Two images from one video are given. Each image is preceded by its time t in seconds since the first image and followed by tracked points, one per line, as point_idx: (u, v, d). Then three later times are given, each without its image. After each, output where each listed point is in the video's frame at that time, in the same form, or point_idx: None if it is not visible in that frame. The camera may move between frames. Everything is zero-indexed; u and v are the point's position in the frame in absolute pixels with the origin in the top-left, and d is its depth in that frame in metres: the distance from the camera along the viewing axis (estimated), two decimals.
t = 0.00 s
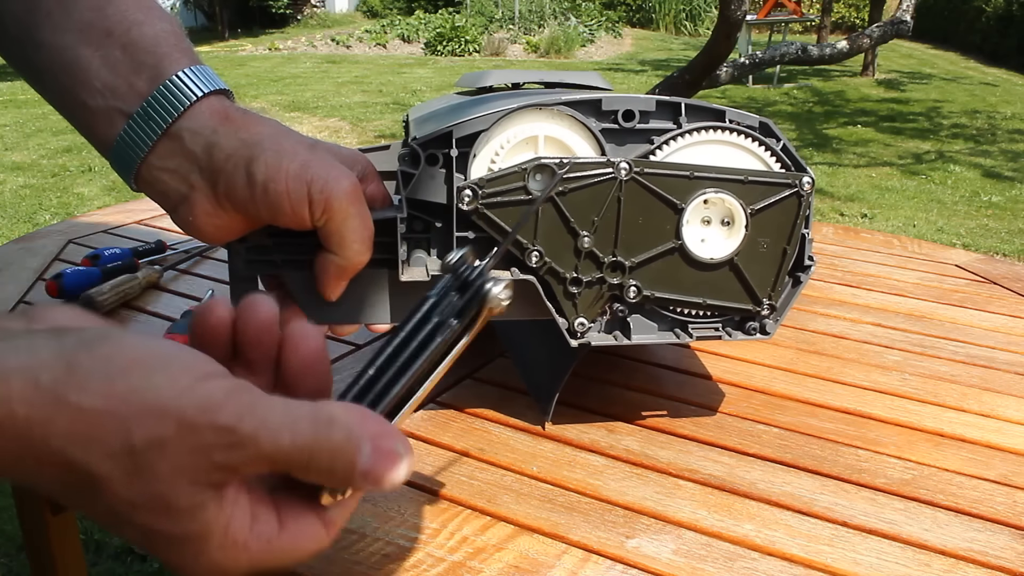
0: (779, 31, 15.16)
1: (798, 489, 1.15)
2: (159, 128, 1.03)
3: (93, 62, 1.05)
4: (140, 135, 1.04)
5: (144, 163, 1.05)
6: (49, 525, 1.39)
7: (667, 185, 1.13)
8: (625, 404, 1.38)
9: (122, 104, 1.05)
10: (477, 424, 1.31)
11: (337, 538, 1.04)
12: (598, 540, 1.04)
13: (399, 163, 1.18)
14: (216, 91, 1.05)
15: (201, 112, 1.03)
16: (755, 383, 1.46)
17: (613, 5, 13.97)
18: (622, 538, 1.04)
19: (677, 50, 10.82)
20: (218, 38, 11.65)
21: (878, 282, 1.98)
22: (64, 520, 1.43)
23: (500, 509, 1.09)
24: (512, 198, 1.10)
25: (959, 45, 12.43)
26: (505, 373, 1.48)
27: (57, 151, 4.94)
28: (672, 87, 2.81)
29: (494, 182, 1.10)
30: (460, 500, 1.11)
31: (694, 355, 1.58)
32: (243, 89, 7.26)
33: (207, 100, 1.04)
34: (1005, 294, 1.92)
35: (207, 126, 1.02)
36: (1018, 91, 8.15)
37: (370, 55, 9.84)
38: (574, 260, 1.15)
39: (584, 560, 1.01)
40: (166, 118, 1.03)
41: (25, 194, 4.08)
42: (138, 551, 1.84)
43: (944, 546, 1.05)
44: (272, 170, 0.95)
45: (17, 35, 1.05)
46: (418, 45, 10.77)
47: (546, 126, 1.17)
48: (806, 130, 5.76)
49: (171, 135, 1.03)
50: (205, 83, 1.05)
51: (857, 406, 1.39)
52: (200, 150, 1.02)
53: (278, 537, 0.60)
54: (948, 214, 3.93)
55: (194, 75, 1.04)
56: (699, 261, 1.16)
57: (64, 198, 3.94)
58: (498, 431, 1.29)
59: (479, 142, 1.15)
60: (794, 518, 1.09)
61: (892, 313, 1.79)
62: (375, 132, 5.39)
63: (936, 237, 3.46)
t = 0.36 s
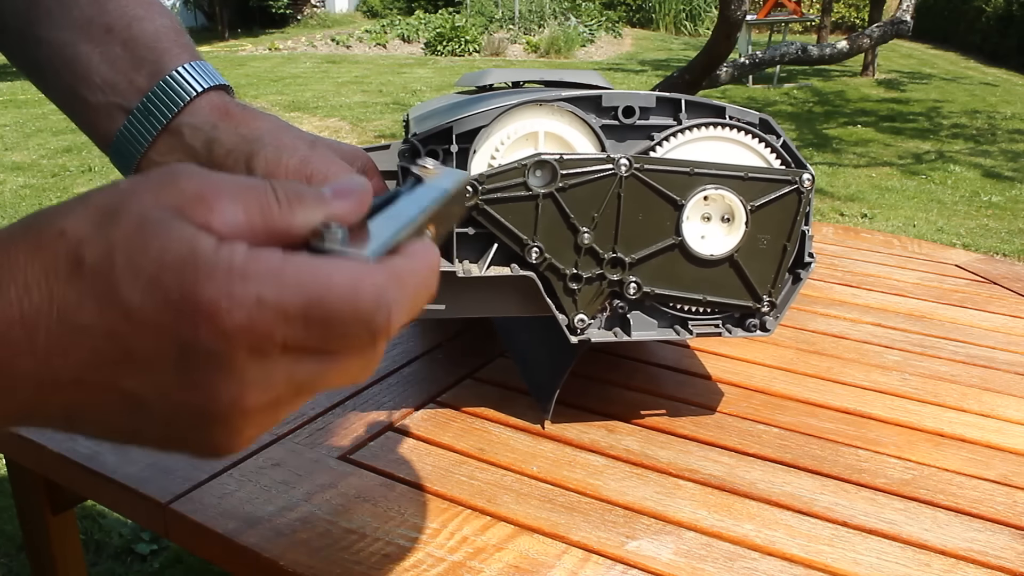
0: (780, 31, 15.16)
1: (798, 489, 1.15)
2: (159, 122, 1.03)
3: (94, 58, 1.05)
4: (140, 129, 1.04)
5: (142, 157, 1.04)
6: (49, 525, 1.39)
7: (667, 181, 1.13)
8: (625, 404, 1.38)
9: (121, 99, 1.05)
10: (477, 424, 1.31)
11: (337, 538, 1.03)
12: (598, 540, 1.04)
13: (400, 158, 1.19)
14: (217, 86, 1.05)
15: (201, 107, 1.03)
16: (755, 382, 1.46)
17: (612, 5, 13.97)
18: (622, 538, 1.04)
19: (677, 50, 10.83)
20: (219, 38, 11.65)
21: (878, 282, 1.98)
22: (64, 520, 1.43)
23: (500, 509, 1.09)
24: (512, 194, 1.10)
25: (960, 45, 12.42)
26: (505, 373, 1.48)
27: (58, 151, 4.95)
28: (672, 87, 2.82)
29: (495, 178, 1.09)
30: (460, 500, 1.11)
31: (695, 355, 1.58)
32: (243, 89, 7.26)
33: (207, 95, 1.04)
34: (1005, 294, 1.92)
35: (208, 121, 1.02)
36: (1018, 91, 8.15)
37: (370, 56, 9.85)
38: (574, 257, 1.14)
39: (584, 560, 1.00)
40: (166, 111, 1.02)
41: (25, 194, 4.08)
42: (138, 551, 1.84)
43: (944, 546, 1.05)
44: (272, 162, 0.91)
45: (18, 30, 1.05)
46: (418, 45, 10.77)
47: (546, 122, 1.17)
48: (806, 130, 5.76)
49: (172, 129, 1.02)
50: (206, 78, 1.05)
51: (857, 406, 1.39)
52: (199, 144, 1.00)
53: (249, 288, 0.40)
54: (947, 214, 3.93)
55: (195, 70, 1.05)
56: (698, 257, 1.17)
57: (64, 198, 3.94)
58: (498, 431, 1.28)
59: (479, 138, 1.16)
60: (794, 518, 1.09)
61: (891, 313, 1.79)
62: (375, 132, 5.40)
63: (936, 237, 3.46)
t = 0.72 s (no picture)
0: (780, 31, 15.13)
1: (798, 489, 1.15)
2: (156, 126, 1.03)
3: (93, 61, 1.05)
4: (136, 134, 1.03)
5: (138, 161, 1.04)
6: (49, 525, 1.39)
7: (663, 187, 1.13)
8: (625, 404, 1.38)
9: (120, 104, 1.05)
10: (477, 424, 1.31)
11: (337, 538, 1.03)
12: (598, 540, 1.04)
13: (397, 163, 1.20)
14: (214, 91, 1.06)
15: (199, 113, 1.04)
16: (755, 383, 1.46)
17: (612, 5, 13.96)
18: (622, 538, 1.04)
19: (677, 50, 10.82)
20: (219, 38, 11.65)
21: (878, 282, 1.98)
22: (64, 520, 1.43)
23: (500, 509, 1.09)
24: (508, 200, 1.10)
25: (960, 45, 12.41)
26: (505, 373, 1.48)
27: (58, 150, 4.94)
28: (672, 87, 2.81)
29: (490, 184, 1.09)
30: (460, 500, 1.11)
31: (694, 355, 1.58)
32: (243, 89, 7.25)
33: (205, 100, 1.05)
34: (1005, 294, 1.92)
35: (205, 127, 1.03)
36: (1018, 91, 8.14)
37: (370, 55, 9.85)
38: (570, 262, 1.14)
39: (584, 560, 1.00)
40: (164, 116, 1.02)
41: (25, 194, 4.08)
42: (138, 551, 1.84)
43: (944, 546, 1.05)
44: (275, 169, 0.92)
45: (18, 32, 1.05)
46: (418, 45, 10.76)
47: (543, 127, 1.17)
48: (806, 130, 5.76)
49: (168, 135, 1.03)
50: (204, 83, 1.05)
51: (857, 406, 1.39)
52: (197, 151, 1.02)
53: (287, 229, 0.43)
54: (948, 214, 3.93)
55: (192, 75, 1.05)
56: (694, 262, 1.16)
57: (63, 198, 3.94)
58: (498, 431, 1.28)
59: (475, 144, 1.16)
60: (794, 518, 1.09)
61: (891, 313, 1.79)
62: (375, 132, 5.40)
63: (936, 237, 3.46)
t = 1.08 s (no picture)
0: (780, 30, 15.13)
1: (798, 489, 1.15)
2: (156, 126, 1.02)
3: (93, 62, 1.05)
4: (136, 134, 1.03)
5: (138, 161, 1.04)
6: (49, 525, 1.39)
7: (662, 186, 1.13)
8: (625, 404, 1.38)
9: (120, 104, 1.05)
10: (477, 424, 1.31)
11: (337, 538, 1.03)
12: (597, 540, 1.04)
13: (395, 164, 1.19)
14: (212, 91, 1.06)
15: (198, 112, 1.03)
16: (755, 382, 1.46)
17: (612, 5, 13.96)
18: (622, 538, 1.04)
19: (677, 50, 10.83)
20: (219, 38, 11.64)
21: (879, 282, 1.98)
22: (65, 520, 1.43)
23: (500, 509, 1.09)
24: (508, 199, 1.09)
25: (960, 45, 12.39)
26: (504, 373, 1.48)
27: (58, 151, 4.94)
28: (672, 88, 2.81)
29: (490, 183, 1.09)
30: (460, 500, 1.11)
31: (694, 355, 1.58)
32: (243, 89, 7.25)
33: (204, 100, 1.04)
34: (1005, 294, 1.92)
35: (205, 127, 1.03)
36: (1018, 91, 8.14)
37: (370, 56, 9.85)
38: (569, 262, 1.14)
39: (584, 560, 1.00)
40: (163, 116, 1.02)
41: (25, 194, 4.08)
42: (138, 551, 1.84)
43: (944, 546, 1.05)
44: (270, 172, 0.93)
45: (17, 33, 1.04)
46: (418, 45, 10.76)
47: (542, 126, 1.17)
48: (807, 130, 5.76)
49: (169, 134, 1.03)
50: (202, 82, 1.05)
51: (857, 406, 1.39)
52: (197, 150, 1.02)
53: (339, 179, 0.48)
54: (947, 214, 3.93)
55: (192, 74, 1.05)
56: (694, 261, 1.16)
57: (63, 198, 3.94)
58: (498, 431, 1.28)
59: (474, 143, 1.16)
60: (794, 518, 1.09)
61: (891, 313, 1.79)
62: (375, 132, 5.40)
63: (936, 237, 3.46)
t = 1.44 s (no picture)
0: (780, 30, 15.12)
1: (798, 489, 1.15)
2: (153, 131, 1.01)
3: (91, 66, 1.05)
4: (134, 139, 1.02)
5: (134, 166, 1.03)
6: (49, 525, 1.39)
7: (661, 189, 1.14)
8: (625, 404, 1.38)
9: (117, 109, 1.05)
10: (477, 424, 1.31)
11: (337, 538, 1.03)
12: (598, 540, 1.04)
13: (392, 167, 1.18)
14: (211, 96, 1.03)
15: (196, 118, 1.01)
16: (755, 383, 1.46)
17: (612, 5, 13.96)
18: (622, 538, 1.04)
19: (677, 50, 10.83)
20: (219, 38, 11.64)
21: (879, 282, 1.98)
22: (65, 520, 1.43)
23: (500, 509, 1.09)
24: (506, 204, 1.09)
25: (959, 45, 12.38)
26: (505, 373, 1.48)
27: (58, 151, 4.95)
28: (672, 88, 2.82)
29: (488, 188, 1.09)
30: (460, 500, 1.11)
31: (694, 355, 1.58)
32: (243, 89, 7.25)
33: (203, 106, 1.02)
34: (1005, 294, 1.92)
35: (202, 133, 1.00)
36: (1017, 91, 8.14)
37: (370, 56, 9.84)
38: (568, 265, 1.14)
39: (584, 560, 1.01)
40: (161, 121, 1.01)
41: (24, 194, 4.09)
42: (138, 551, 1.84)
43: (944, 546, 1.05)
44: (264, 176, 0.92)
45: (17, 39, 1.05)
46: (418, 45, 10.75)
47: (540, 131, 1.16)
48: (806, 130, 5.76)
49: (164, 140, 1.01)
50: (201, 88, 1.03)
51: (858, 406, 1.39)
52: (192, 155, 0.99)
53: (365, 186, 0.50)
54: (947, 214, 3.93)
55: (191, 81, 1.03)
56: (693, 264, 1.17)
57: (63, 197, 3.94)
58: (498, 431, 1.28)
59: (472, 147, 1.16)
60: (794, 518, 1.09)
61: (891, 313, 1.79)
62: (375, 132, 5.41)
63: (935, 237, 3.46)
